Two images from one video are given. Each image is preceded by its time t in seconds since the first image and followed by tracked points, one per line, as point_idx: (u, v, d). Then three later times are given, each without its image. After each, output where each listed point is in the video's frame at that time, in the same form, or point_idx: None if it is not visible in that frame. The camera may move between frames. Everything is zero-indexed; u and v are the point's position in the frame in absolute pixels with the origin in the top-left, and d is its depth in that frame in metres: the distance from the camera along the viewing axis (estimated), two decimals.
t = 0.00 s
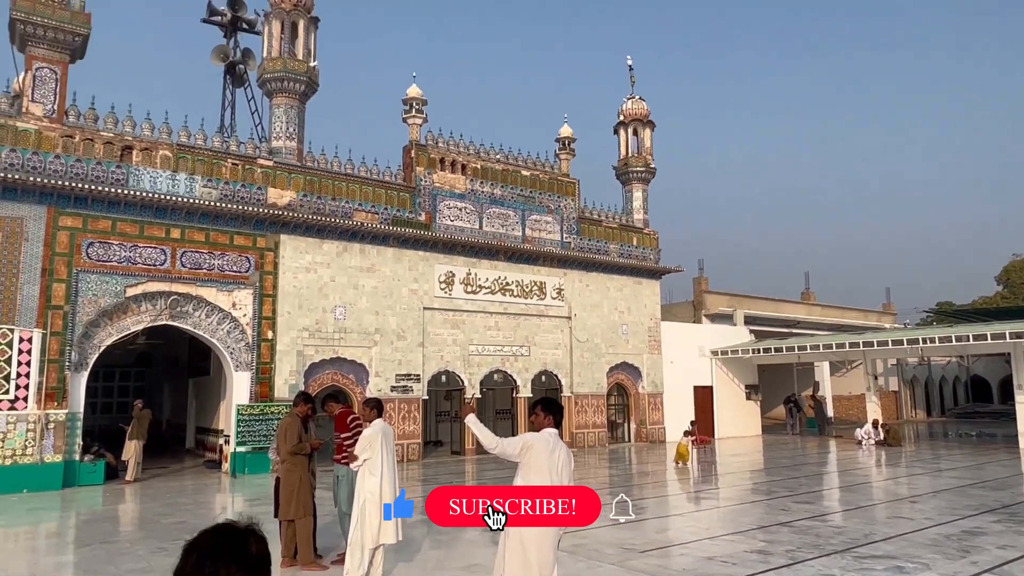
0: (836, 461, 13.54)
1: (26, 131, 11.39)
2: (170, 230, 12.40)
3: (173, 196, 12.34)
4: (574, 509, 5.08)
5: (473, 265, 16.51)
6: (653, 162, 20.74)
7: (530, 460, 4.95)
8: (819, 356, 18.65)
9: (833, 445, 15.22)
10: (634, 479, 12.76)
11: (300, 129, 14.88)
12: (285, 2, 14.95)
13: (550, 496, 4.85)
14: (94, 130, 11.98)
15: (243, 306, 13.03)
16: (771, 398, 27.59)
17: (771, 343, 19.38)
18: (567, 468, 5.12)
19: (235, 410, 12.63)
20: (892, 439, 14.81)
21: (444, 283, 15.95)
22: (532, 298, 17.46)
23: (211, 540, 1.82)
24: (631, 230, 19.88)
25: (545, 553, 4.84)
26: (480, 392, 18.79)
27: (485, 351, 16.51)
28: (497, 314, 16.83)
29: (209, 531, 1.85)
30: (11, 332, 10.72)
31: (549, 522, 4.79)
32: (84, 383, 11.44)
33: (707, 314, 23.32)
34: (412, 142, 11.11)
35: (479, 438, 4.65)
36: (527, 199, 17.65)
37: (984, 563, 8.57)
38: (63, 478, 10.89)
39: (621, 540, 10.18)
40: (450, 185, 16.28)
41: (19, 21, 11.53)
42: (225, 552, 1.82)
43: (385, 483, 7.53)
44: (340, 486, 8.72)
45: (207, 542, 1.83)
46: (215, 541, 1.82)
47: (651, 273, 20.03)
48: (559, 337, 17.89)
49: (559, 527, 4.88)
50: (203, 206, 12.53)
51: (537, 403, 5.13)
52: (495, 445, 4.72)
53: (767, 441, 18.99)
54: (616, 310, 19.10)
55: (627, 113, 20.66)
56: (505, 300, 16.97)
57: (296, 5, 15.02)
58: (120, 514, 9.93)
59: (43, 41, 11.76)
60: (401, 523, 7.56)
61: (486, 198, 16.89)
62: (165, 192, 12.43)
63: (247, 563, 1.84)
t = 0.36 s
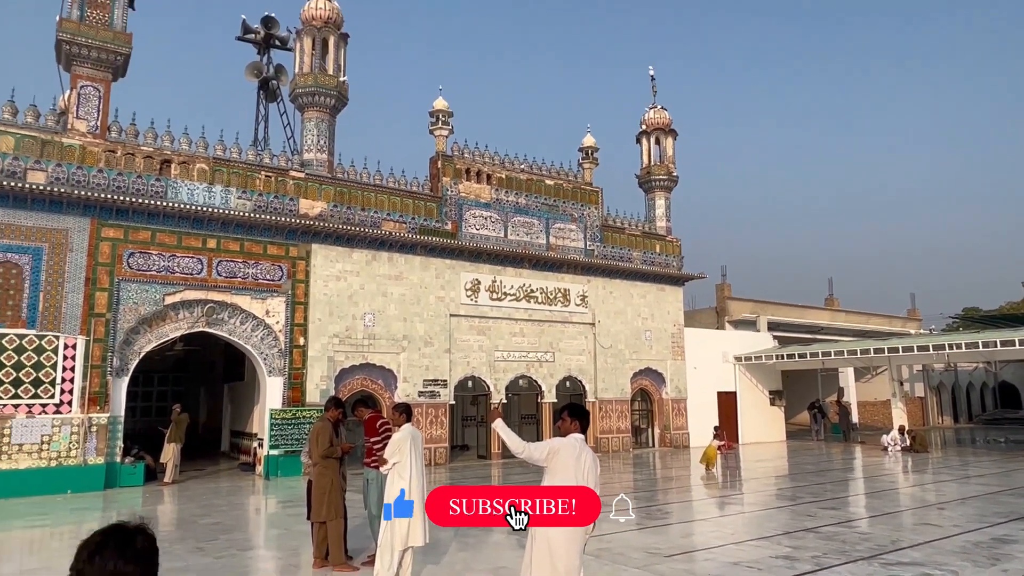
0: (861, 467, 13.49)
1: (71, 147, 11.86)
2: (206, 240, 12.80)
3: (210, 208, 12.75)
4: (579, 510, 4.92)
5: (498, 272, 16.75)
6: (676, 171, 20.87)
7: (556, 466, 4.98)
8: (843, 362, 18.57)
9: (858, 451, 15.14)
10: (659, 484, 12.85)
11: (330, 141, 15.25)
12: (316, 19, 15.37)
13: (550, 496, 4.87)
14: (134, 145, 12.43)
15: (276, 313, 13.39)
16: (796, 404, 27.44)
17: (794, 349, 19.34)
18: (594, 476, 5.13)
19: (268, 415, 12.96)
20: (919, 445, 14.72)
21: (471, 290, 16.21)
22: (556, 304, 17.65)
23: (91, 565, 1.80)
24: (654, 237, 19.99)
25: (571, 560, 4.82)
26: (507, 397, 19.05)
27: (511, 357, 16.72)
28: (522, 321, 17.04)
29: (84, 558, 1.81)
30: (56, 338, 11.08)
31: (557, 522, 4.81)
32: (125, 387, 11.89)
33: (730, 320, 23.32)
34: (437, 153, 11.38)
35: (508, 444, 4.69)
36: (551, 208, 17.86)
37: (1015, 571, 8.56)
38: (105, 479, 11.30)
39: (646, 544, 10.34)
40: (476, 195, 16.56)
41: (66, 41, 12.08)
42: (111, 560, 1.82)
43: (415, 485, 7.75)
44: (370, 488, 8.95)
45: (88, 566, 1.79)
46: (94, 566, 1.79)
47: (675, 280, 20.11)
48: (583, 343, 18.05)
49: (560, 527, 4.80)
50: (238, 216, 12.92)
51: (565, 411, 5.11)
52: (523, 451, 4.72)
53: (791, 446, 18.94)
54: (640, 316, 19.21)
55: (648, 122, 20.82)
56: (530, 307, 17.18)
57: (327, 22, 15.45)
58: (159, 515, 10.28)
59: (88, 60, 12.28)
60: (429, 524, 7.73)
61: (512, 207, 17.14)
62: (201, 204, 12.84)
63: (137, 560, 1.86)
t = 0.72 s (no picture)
0: (868, 462, 14.00)
1: (130, 165, 12.82)
2: (252, 249, 13.70)
3: (256, 219, 13.65)
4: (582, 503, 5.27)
5: (521, 278, 17.50)
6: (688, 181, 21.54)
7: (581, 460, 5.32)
8: (850, 362, 19.08)
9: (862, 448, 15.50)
10: (674, 477, 13.46)
11: (365, 158, 16.13)
12: (352, 45, 16.31)
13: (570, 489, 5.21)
14: (186, 163, 13.38)
15: (316, 317, 14.25)
16: (804, 401, 27.90)
17: (801, 350, 19.87)
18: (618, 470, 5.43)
19: (309, 411, 13.82)
20: (925, 442, 15.23)
21: (495, 295, 16.97)
22: (575, 308, 18.35)
23: (74, 535, 2.26)
24: (668, 244, 20.63)
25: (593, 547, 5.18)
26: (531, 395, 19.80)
27: (533, 357, 17.46)
28: (543, 324, 17.76)
29: (69, 529, 2.27)
30: (117, 341, 11.99)
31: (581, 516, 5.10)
32: (178, 386, 12.83)
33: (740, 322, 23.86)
34: (464, 167, 12.13)
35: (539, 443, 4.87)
36: (571, 216, 18.58)
37: (1020, 563, 9.10)
38: (160, 471, 12.20)
39: (662, 534, 11.06)
40: (500, 206, 17.34)
41: (124, 69, 13.20)
42: (88, 528, 2.26)
43: (445, 477, 8.42)
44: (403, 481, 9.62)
45: (70, 534, 2.26)
46: (74, 538, 2.24)
47: (688, 284, 20.72)
48: (601, 344, 18.73)
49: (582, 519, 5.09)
50: (281, 228, 13.81)
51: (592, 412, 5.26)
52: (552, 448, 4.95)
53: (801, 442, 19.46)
54: (654, 319, 19.86)
55: (662, 135, 21.52)
56: (551, 311, 17.91)
57: (361, 47, 16.37)
58: (209, 504, 11.14)
59: (145, 86, 13.34)
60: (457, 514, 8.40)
61: (533, 217, 17.88)
62: (247, 217, 13.74)
63: (111, 532, 2.32)
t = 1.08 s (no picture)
0: (891, 463, 14.05)
1: (173, 177, 13.46)
2: (287, 256, 14.26)
3: (291, 228, 14.19)
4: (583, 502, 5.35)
5: (545, 282, 17.83)
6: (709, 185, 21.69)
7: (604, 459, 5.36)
8: (873, 364, 19.07)
9: (885, 449, 15.51)
10: (697, 477, 13.67)
11: (394, 167, 16.61)
12: (381, 59, 16.80)
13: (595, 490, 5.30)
14: (226, 174, 13.97)
15: (348, 321, 14.75)
16: (825, 401, 27.83)
17: (824, 352, 19.89)
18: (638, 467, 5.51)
19: (342, 411, 14.30)
20: (950, 443, 15.23)
21: (520, 298, 17.33)
22: (599, 310, 18.62)
23: (62, 506, 2.58)
24: (689, 248, 20.80)
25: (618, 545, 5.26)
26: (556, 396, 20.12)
27: (558, 359, 17.77)
28: (566, 326, 18.07)
29: (56, 501, 2.59)
30: (161, 344, 12.70)
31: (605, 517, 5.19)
32: (219, 387, 13.36)
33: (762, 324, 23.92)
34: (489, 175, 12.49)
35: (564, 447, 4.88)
36: (593, 222, 18.87)
37: None
38: (202, 468, 12.76)
39: (686, 533, 11.31)
40: (524, 212, 17.69)
41: (167, 86, 13.87)
42: (74, 500, 2.59)
43: (473, 477, 8.70)
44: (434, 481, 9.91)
45: (59, 505, 2.58)
46: (63, 507, 2.56)
47: (710, 287, 20.87)
48: (625, 346, 18.98)
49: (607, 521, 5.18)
50: (315, 235, 14.33)
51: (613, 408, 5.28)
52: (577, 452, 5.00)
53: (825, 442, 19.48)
54: (677, 321, 20.04)
55: (683, 141, 21.70)
56: (575, 314, 18.21)
57: (390, 61, 16.88)
58: (250, 500, 11.68)
59: (186, 102, 14.01)
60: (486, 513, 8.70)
61: (557, 223, 18.20)
62: (283, 225, 14.28)
63: (94, 501, 2.63)
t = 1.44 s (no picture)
0: (927, 464, 13.73)
1: (204, 182, 13.76)
2: (316, 259, 14.47)
3: (319, 231, 14.40)
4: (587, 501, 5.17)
5: (570, 282, 17.80)
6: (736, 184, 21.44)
7: (633, 459, 5.17)
8: (908, 363, 18.65)
9: (921, 450, 15.14)
10: (726, 478, 13.51)
11: (419, 170, 16.75)
12: (405, 63, 17.03)
13: (626, 489, 5.11)
14: (255, 179, 14.25)
15: (375, 322, 14.92)
16: (857, 401, 27.30)
17: (856, 351, 19.50)
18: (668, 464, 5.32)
19: (370, 411, 14.46)
20: (989, 445, 14.82)
21: (546, 299, 17.33)
22: (625, 310, 18.53)
23: (40, 501, 2.80)
24: (716, 247, 20.59)
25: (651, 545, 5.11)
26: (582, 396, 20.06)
27: (584, 359, 17.71)
28: (593, 326, 18.01)
29: (35, 496, 2.80)
30: (194, 346, 12.97)
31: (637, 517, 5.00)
32: (250, 388, 13.62)
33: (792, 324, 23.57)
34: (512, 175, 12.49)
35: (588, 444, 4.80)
36: (618, 221, 18.78)
37: None
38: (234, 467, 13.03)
39: (715, 535, 11.19)
40: (549, 212, 17.68)
41: (198, 95, 14.15)
42: (53, 497, 2.81)
43: (501, 476, 8.62)
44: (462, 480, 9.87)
45: (38, 500, 2.80)
46: (42, 503, 2.78)
47: (738, 286, 20.62)
48: (651, 346, 18.84)
49: (639, 521, 4.99)
50: (342, 238, 14.53)
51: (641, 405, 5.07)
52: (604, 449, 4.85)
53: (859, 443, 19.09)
54: (704, 321, 19.84)
55: (708, 140, 21.51)
56: (601, 314, 18.14)
57: (414, 65, 17.04)
58: (281, 499, 11.88)
59: (217, 109, 14.31)
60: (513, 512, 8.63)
61: (582, 223, 18.15)
62: (311, 229, 14.52)
63: (72, 498, 2.87)
